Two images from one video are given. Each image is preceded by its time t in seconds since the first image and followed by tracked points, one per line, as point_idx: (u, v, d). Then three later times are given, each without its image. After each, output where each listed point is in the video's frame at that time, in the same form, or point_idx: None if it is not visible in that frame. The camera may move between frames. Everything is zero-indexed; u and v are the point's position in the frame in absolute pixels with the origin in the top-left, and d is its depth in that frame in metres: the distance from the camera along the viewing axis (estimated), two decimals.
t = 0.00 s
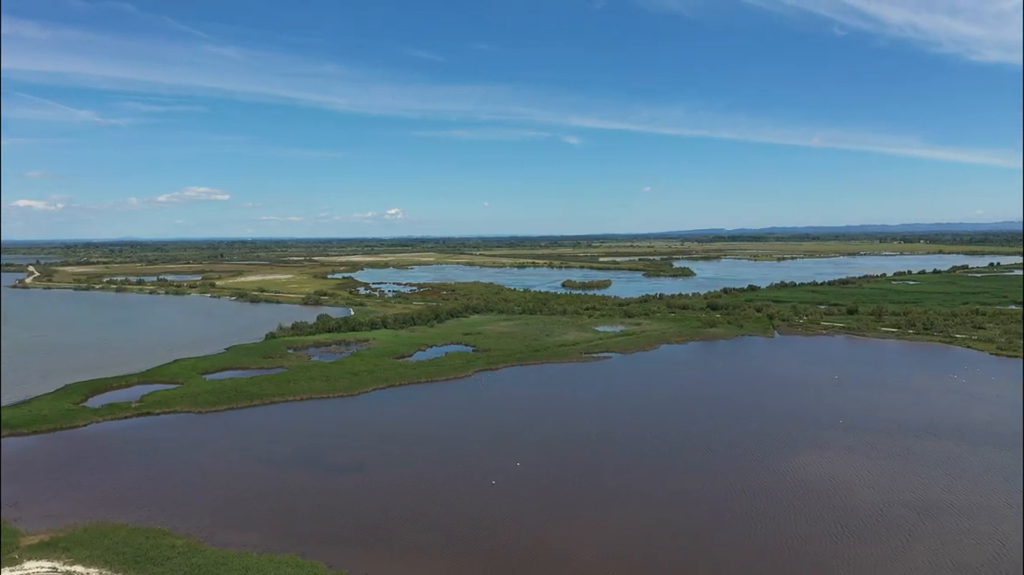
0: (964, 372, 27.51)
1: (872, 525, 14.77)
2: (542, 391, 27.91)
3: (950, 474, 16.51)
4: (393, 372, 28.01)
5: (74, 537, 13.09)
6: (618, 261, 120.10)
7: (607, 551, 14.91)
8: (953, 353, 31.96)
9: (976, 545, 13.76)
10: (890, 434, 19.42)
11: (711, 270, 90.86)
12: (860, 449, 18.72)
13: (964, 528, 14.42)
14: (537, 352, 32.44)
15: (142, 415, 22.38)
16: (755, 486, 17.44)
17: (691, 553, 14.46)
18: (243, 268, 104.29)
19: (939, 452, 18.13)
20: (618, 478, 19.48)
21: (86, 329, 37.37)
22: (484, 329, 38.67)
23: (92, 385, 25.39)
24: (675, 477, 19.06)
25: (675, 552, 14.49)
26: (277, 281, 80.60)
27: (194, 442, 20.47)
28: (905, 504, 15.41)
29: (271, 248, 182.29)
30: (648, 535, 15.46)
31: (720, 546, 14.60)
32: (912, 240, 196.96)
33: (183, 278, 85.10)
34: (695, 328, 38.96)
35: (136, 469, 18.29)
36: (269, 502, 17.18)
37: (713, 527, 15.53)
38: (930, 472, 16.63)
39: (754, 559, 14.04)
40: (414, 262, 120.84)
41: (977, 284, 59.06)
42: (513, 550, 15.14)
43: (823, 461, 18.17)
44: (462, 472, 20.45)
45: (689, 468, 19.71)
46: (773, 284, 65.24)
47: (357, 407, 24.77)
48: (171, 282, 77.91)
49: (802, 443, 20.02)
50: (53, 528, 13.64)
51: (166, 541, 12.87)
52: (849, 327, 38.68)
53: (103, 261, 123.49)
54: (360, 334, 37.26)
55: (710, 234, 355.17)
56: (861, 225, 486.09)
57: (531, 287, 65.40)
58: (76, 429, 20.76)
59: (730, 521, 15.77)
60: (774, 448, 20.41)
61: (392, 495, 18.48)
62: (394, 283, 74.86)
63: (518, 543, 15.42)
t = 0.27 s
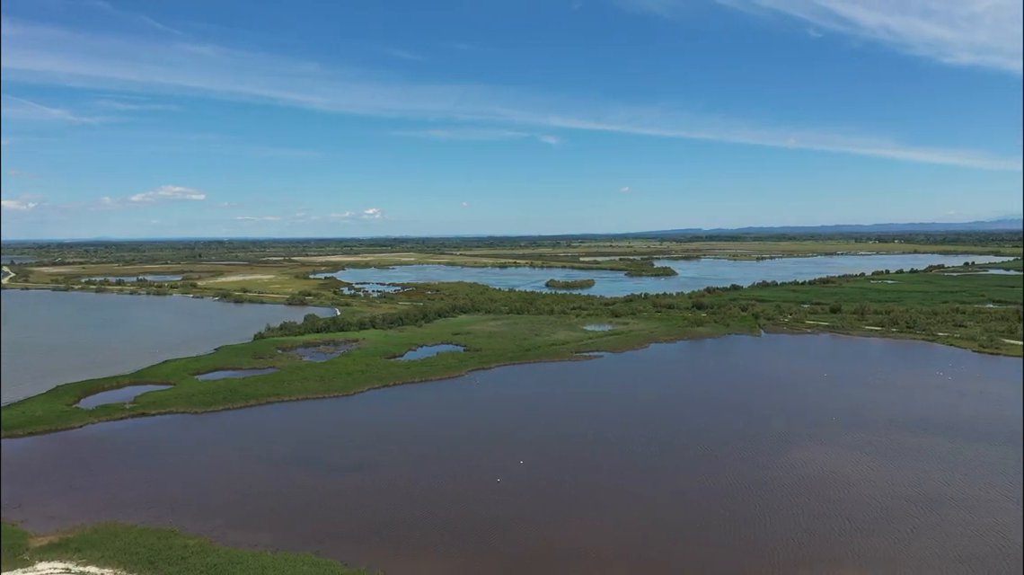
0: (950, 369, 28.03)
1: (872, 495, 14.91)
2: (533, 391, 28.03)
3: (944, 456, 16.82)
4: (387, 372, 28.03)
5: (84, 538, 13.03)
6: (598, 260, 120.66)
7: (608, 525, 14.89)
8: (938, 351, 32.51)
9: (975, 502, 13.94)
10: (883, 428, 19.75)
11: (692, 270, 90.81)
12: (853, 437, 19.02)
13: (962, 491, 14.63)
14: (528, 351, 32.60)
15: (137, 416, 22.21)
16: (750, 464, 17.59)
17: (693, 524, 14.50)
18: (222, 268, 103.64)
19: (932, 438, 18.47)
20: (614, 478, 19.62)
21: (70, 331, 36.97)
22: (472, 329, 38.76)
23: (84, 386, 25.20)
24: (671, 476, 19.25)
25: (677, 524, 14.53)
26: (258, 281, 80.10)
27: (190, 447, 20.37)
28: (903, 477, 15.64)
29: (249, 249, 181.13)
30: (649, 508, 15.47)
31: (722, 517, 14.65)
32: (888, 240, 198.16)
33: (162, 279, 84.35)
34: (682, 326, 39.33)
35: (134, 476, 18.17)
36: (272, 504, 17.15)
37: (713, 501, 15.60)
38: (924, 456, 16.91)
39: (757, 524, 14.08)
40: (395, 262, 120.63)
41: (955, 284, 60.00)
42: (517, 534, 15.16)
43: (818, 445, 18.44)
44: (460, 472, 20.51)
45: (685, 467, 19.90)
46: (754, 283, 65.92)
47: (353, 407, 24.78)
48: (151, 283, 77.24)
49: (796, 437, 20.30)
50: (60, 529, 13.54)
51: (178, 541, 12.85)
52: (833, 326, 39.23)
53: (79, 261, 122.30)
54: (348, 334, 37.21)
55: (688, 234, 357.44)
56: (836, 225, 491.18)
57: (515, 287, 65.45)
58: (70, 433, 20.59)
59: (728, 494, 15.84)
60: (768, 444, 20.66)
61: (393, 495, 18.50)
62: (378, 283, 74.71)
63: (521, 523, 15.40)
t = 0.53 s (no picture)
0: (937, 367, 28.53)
1: (873, 484, 15.21)
2: (527, 391, 28.16)
3: (940, 452, 17.16)
4: (382, 371, 28.08)
5: (96, 538, 12.97)
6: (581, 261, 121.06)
7: (614, 522, 15.01)
8: (924, 349, 33.04)
9: (975, 495, 14.22)
10: (878, 424, 20.09)
11: (675, 270, 91.05)
12: (849, 433, 19.32)
13: (961, 485, 14.90)
14: (520, 350, 32.78)
15: (133, 417, 22.09)
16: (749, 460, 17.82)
17: (698, 521, 14.66)
18: (202, 268, 102.89)
19: (925, 436, 18.82)
20: (613, 478, 19.78)
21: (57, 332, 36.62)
22: (463, 329, 38.89)
23: (78, 387, 25.03)
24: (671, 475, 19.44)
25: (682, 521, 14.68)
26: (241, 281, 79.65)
27: (189, 450, 20.28)
28: (902, 471, 15.92)
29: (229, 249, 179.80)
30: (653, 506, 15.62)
31: (726, 512, 14.83)
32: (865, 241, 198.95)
33: (142, 278, 83.59)
34: (671, 325, 39.67)
35: (135, 478, 18.08)
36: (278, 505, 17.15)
37: (716, 498, 15.79)
38: (921, 452, 17.22)
39: (762, 519, 14.26)
40: (377, 262, 120.37)
41: (935, 283, 60.88)
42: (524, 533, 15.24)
43: (815, 442, 18.73)
44: (461, 472, 20.59)
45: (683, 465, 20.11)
46: (738, 282, 66.55)
47: (351, 407, 24.82)
48: (133, 283, 76.53)
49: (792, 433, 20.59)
50: (70, 531, 13.46)
51: (192, 540, 12.84)
52: (820, 324, 39.77)
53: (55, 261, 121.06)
54: (339, 334, 37.18)
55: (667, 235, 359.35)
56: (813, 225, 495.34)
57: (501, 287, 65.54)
58: (68, 436, 20.45)
59: (730, 490, 16.05)
60: (764, 441, 20.94)
61: (397, 494, 18.55)
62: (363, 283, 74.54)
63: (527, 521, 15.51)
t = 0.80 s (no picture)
0: (926, 365, 28.99)
1: (874, 477, 15.53)
2: (522, 390, 28.28)
3: (937, 445, 17.46)
4: (378, 371, 28.19)
5: (108, 539, 13.00)
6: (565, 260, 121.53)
7: (619, 518, 15.12)
8: (911, 347, 33.54)
9: (974, 487, 14.54)
10: (873, 420, 20.41)
11: (659, 270, 91.20)
12: (845, 429, 19.61)
13: (959, 475, 15.26)
14: (514, 349, 33.01)
15: (132, 418, 22.04)
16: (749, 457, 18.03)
17: (703, 516, 14.82)
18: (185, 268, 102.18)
19: (921, 427, 19.14)
20: (613, 477, 19.92)
21: (45, 332, 36.36)
22: (455, 329, 39.08)
23: (73, 388, 24.93)
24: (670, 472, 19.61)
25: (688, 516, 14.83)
26: (225, 281, 79.25)
27: (189, 452, 20.22)
28: (902, 464, 16.18)
29: (210, 249, 178.53)
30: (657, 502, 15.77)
31: (731, 507, 15.00)
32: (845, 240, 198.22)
33: (124, 279, 82.85)
34: (661, 324, 40.07)
35: (138, 480, 18.01)
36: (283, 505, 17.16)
37: (719, 494, 15.97)
38: (918, 445, 17.52)
39: (766, 513, 14.45)
40: (361, 262, 120.18)
41: (918, 282, 61.70)
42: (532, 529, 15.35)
43: (813, 439, 19.00)
44: (462, 471, 20.67)
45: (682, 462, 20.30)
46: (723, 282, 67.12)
47: (349, 406, 24.92)
48: (115, 283, 75.87)
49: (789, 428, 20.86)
50: (81, 531, 13.48)
51: (206, 540, 12.87)
52: (807, 323, 40.33)
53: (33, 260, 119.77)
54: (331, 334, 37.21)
55: (648, 234, 360.90)
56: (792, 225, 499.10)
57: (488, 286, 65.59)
58: (67, 438, 20.34)
59: (732, 487, 16.24)
60: (761, 437, 21.20)
61: (401, 492, 18.61)
62: (349, 283, 74.37)
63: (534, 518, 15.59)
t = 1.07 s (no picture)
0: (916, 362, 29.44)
1: (875, 472, 15.81)
2: (517, 390, 28.37)
3: (934, 439, 17.75)
4: (375, 370, 28.24)
5: (121, 539, 12.98)
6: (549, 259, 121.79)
7: (627, 511, 15.21)
8: (899, 345, 34.02)
9: (973, 480, 14.86)
10: (869, 416, 20.71)
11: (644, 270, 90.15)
12: (842, 426, 19.88)
13: (959, 469, 15.58)
14: (507, 349, 33.16)
15: (130, 419, 21.96)
16: (749, 454, 18.23)
17: (710, 508, 14.96)
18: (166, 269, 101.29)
19: (919, 423, 19.45)
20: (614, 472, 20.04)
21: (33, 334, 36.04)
22: (446, 328, 39.16)
23: (68, 389, 24.78)
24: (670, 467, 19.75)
25: (697, 508, 14.93)
26: (209, 281, 78.71)
27: (189, 454, 20.12)
28: (904, 460, 16.41)
29: (190, 249, 177.05)
30: (661, 495, 15.90)
31: (737, 500, 15.18)
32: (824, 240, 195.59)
33: (106, 279, 82.01)
34: (650, 323, 40.37)
35: (140, 482, 17.96)
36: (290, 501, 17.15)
37: (725, 487, 16.12)
38: (916, 441, 17.79)
39: (772, 507, 14.62)
40: (345, 262, 119.74)
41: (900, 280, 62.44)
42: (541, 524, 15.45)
43: (811, 436, 19.22)
44: (464, 469, 20.69)
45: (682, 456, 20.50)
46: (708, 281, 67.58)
47: (348, 405, 24.95)
48: (97, 284, 75.05)
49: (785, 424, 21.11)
50: (92, 531, 13.44)
51: (219, 539, 12.87)
52: (795, 321, 40.79)
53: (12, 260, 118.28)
54: (323, 334, 37.16)
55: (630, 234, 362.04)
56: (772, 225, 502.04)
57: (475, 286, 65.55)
58: (66, 440, 20.22)
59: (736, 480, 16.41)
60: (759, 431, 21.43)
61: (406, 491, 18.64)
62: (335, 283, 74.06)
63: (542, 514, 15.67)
